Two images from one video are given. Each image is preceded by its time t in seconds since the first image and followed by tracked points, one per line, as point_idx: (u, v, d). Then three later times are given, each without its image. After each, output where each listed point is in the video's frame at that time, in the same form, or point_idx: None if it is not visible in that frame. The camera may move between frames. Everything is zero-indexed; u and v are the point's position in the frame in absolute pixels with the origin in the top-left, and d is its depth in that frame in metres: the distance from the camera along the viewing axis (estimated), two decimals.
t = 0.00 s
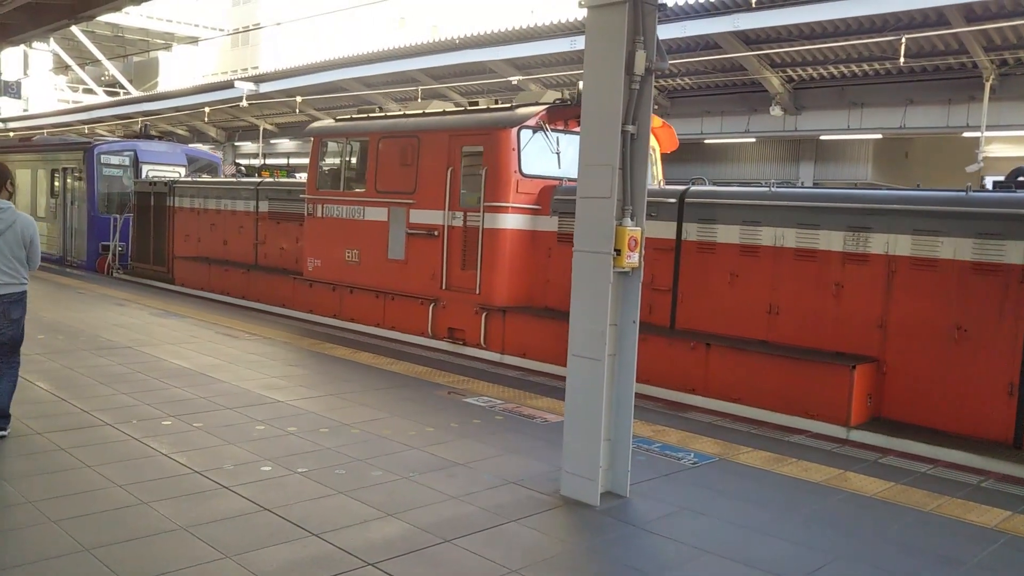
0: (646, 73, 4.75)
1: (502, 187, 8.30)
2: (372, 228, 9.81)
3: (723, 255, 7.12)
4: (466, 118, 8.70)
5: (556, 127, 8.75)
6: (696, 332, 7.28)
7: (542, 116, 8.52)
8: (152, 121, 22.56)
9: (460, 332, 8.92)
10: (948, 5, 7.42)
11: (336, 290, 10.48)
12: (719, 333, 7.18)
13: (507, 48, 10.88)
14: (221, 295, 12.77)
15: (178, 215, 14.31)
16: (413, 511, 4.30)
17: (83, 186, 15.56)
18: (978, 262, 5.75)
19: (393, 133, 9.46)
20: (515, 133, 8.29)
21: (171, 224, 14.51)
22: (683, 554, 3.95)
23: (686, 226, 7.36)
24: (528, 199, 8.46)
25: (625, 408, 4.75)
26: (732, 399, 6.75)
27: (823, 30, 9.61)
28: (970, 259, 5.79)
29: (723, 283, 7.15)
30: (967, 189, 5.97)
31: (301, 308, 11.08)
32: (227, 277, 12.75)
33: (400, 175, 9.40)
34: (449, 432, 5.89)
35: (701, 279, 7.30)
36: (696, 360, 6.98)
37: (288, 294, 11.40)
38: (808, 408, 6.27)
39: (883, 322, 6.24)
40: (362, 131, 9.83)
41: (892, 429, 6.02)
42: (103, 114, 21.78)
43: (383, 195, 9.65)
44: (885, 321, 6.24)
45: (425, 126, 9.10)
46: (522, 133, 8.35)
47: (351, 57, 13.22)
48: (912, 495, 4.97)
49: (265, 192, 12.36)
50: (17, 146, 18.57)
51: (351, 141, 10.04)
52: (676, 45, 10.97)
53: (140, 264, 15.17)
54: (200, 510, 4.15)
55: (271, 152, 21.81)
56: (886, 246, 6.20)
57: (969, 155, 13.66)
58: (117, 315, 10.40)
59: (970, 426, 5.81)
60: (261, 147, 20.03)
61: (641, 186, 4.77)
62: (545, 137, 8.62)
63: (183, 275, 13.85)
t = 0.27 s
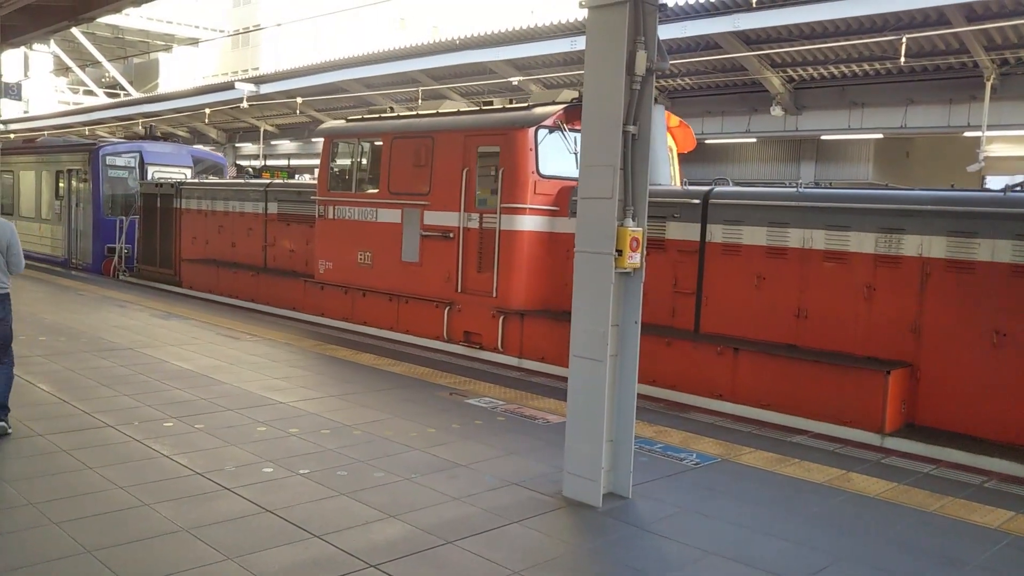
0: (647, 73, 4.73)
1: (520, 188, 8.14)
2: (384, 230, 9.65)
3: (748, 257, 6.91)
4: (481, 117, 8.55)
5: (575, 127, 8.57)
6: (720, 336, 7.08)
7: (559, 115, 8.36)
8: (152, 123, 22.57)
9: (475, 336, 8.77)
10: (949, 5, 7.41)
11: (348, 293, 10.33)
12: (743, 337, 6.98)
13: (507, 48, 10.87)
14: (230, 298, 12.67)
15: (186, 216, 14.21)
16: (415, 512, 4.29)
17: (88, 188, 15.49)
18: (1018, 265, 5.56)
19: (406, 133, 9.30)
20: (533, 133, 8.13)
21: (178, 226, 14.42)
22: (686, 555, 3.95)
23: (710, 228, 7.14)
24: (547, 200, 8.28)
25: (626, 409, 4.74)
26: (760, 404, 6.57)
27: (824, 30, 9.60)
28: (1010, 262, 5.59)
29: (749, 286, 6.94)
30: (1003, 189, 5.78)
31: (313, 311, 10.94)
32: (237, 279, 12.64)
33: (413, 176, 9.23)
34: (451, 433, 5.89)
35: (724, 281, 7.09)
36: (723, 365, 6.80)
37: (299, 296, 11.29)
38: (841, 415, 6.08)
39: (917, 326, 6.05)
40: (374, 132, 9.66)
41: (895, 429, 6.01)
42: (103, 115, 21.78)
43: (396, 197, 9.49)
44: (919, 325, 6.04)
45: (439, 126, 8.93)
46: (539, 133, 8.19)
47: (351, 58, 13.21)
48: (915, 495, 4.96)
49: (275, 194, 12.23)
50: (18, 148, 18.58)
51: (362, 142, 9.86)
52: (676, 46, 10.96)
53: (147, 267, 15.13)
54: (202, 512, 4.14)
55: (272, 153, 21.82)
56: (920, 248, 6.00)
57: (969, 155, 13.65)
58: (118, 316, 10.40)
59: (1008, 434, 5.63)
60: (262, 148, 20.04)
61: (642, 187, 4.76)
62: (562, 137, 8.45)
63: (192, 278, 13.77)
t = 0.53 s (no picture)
0: (653, 75, 4.72)
1: (542, 190, 8.05)
2: (401, 232, 9.56)
3: (781, 260, 6.79)
4: (501, 118, 8.48)
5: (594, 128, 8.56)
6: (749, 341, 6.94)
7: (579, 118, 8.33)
8: (156, 125, 22.62)
9: (495, 341, 8.65)
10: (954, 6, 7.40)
11: (363, 296, 10.21)
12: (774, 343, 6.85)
13: (511, 50, 10.87)
14: (241, 301, 12.56)
15: (196, 219, 14.14)
16: (419, 514, 4.29)
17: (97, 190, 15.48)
18: None
19: (423, 135, 9.22)
20: (554, 134, 8.07)
21: (189, 228, 14.35)
22: (689, 557, 3.94)
23: (738, 231, 7.04)
24: (568, 203, 8.23)
25: (631, 411, 4.73)
26: (789, 411, 6.41)
27: (827, 32, 9.59)
28: None
29: (778, 290, 6.84)
30: None
31: (326, 315, 10.82)
32: (249, 282, 12.54)
33: (431, 178, 9.15)
34: (454, 435, 5.89)
35: (755, 285, 6.97)
36: (752, 371, 6.62)
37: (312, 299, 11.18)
38: (878, 424, 5.92)
39: (957, 332, 5.91)
40: (391, 133, 9.54)
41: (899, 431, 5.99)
42: (107, 117, 21.83)
43: (413, 199, 9.38)
44: (958, 332, 5.90)
45: (458, 127, 8.83)
46: (561, 135, 8.16)
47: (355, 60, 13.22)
48: (920, 498, 4.94)
49: (288, 196, 12.16)
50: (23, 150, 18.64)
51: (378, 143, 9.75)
52: (680, 47, 10.97)
53: (156, 269, 15.10)
54: (206, 513, 4.14)
55: (275, 154, 21.86)
56: (959, 252, 5.87)
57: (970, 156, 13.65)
58: (121, 318, 10.42)
59: None
60: (265, 150, 20.08)
61: (647, 188, 4.74)
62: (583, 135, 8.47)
63: (200, 281, 13.65)
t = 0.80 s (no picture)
0: (657, 70, 4.71)
1: (566, 185, 7.92)
2: (419, 229, 9.41)
3: (814, 258, 6.56)
4: (522, 113, 8.33)
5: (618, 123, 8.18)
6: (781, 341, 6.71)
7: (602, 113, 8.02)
8: (159, 121, 22.64)
9: (516, 340, 8.49)
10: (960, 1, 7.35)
11: (379, 295, 10.03)
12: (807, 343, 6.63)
13: (515, 46, 10.85)
14: (254, 299, 12.40)
15: (206, 215, 13.93)
16: (422, 509, 4.29)
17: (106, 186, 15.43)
18: None
19: (442, 130, 9.07)
20: (577, 129, 7.93)
21: (200, 225, 14.17)
22: (692, 553, 3.94)
23: (769, 228, 6.81)
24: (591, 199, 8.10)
25: (634, 406, 4.73)
26: (824, 414, 6.21)
27: (832, 27, 9.55)
28: None
29: (811, 288, 6.60)
30: None
31: (340, 313, 10.63)
32: (263, 280, 12.38)
33: (450, 174, 9.01)
34: (458, 430, 5.89)
35: (786, 284, 6.75)
36: (787, 373, 6.40)
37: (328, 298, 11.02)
38: (918, 427, 5.73)
39: (1000, 334, 5.68)
40: (409, 128, 9.40)
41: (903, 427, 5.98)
42: (111, 113, 21.84)
43: (431, 196, 9.25)
44: (1002, 334, 5.67)
45: (479, 122, 8.69)
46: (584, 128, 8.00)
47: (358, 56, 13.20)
48: (923, 494, 4.93)
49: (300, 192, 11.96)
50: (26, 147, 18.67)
51: (394, 139, 9.63)
52: (684, 43, 10.94)
53: (165, 266, 14.91)
54: (209, 508, 4.15)
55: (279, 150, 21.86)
56: (1004, 250, 5.63)
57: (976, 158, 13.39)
58: (125, 314, 10.44)
59: None
60: (269, 146, 20.08)
61: (650, 184, 4.74)
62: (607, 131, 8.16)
63: (211, 278, 13.47)
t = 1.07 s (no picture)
0: (658, 64, 4.71)
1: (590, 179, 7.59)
2: (437, 225, 9.12)
3: (849, 254, 6.20)
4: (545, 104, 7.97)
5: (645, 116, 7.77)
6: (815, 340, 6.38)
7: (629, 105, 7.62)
8: (161, 116, 22.62)
9: (538, 338, 8.20)
10: None
11: (396, 292, 9.76)
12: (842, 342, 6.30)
13: (517, 39, 10.83)
14: (269, 297, 12.16)
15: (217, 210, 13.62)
16: (425, 503, 4.30)
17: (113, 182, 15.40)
18: None
19: (461, 122, 8.74)
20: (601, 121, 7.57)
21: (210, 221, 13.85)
22: (695, 546, 3.94)
23: (803, 223, 6.43)
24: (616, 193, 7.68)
25: (637, 400, 4.73)
26: (864, 414, 6.03)
27: (834, 19, 9.52)
28: None
29: (849, 286, 6.21)
30: None
31: (357, 311, 10.37)
32: (278, 277, 12.13)
33: (467, 168, 8.69)
34: (460, 424, 5.89)
35: (819, 281, 6.39)
36: (824, 374, 6.23)
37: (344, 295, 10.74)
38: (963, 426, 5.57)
39: None
40: (425, 121, 9.08)
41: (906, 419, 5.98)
42: (113, 109, 21.82)
43: (448, 191, 8.94)
44: None
45: (500, 114, 8.36)
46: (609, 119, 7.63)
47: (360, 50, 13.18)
48: (926, 486, 4.93)
49: (312, 188, 11.57)
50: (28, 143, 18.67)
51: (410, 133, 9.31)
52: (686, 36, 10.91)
53: (174, 263, 14.77)
54: (213, 503, 4.16)
55: (280, 145, 21.86)
56: None
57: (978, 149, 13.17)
58: (127, 309, 10.45)
59: None
60: (270, 141, 20.07)
61: (653, 177, 4.73)
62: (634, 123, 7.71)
63: (224, 275, 13.27)
